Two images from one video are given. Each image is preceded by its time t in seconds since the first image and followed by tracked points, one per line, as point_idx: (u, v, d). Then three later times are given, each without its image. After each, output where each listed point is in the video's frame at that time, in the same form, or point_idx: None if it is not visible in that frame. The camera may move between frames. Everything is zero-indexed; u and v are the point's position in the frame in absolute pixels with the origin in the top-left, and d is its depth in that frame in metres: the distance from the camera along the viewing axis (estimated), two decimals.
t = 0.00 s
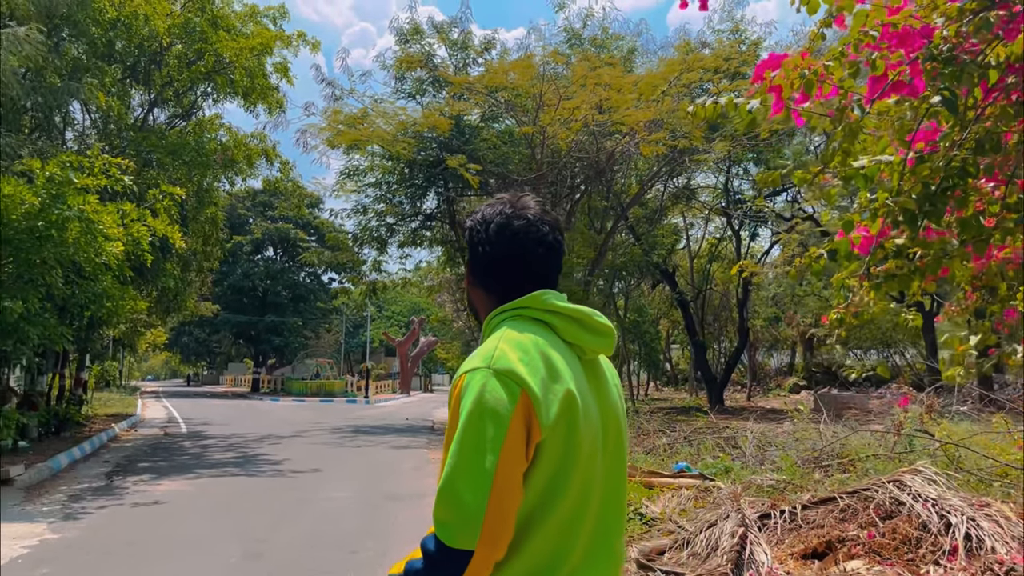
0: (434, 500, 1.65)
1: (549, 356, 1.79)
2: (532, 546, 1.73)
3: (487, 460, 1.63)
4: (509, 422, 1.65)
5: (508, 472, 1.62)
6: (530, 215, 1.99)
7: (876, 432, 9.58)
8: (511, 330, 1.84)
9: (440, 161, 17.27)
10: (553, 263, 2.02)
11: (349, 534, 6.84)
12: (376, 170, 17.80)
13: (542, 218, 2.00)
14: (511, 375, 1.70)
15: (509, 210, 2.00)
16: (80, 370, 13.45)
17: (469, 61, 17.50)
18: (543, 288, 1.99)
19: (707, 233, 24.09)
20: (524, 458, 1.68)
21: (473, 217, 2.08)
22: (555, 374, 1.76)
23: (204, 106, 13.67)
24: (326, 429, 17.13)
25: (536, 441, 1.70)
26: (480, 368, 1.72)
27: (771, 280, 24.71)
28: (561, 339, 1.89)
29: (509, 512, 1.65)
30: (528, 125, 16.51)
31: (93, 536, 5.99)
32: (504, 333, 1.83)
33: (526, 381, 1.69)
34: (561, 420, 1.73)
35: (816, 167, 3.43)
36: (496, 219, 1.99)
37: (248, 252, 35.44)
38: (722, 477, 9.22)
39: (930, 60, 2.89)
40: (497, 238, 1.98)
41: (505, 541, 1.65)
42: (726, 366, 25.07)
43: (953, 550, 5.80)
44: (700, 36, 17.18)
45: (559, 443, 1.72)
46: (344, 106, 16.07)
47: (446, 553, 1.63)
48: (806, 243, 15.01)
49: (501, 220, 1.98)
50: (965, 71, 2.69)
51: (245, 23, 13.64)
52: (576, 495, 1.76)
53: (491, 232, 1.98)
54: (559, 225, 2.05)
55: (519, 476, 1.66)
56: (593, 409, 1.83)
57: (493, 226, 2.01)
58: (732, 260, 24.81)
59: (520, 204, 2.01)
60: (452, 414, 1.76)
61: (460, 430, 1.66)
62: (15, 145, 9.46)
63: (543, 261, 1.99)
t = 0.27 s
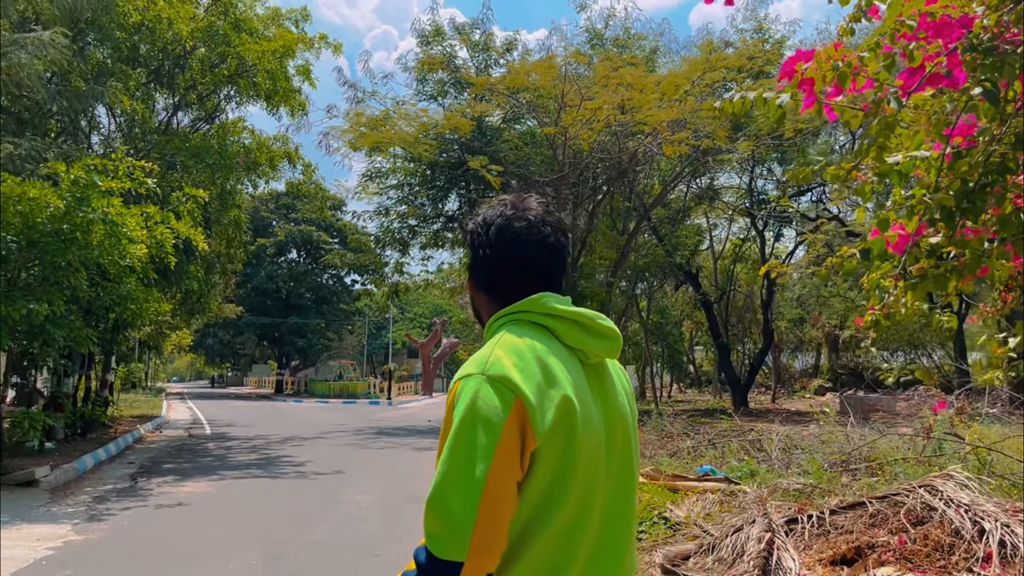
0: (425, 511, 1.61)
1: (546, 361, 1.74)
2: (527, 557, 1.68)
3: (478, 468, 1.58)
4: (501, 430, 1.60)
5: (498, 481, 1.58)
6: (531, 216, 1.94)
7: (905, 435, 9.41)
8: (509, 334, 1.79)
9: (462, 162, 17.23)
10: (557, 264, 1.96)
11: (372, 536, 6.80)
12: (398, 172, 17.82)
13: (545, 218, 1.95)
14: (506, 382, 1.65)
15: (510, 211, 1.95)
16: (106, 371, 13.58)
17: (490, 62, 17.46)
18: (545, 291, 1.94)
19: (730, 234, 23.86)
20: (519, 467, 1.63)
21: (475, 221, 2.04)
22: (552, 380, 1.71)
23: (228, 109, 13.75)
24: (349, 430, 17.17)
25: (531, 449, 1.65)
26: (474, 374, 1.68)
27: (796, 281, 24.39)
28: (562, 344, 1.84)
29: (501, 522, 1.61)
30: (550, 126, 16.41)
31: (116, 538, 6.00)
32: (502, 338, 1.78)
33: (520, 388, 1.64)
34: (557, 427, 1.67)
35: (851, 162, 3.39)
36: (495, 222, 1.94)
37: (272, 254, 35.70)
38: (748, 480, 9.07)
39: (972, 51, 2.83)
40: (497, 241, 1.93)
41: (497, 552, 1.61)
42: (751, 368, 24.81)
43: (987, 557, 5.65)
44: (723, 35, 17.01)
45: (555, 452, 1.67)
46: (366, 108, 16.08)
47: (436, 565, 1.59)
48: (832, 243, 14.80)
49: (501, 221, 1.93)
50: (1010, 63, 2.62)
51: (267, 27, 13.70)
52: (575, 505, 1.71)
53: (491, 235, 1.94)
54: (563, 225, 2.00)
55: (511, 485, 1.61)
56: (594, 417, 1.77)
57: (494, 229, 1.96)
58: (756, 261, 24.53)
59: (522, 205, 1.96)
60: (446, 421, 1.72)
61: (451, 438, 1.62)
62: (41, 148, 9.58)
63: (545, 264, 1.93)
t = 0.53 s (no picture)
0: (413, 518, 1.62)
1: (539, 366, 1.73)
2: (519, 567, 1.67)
3: (463, 476, 1.59)
4: (487, 437, 1.61)
5: (483, 488, 1.59)
6: (531, 216, 1.93)
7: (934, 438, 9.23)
8: (503, 339, 1.78)
9: (484, 164, 17.18)
10: (557, 264, 1.95)
11: (394, 538, 6.76)
12: (420, 174, 17.83)
13: (545, 218, 1.94)
14: (493, 388, 1.65)
15: (509, 211, 1.94)
16: (132, 373, 13.70)
17: (512, 63, 17.43)
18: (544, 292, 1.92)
19: (754, 235, 23.62)
20: (506, 474, 1.63)
21: (475, 222, 2.03)
22: (543, 385, 1.70)
23: (251, 112, 13.85)
24: (372, 432, 17.20)
25: (519, 456, 1.64)
26: (464, 380, 1.68)
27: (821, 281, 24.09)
28: (559, 347, 1.82)
29: (488, 530, 1.61)
30: (572, 127, 16.28)
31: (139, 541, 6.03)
32: (495, 343, 1.78)
33: (507, 394, 1.64)
34: (547, 434, 1.66)
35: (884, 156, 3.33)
36: (494, 223, 1.93)
37: (295, 256, 35.96)
38: (774, 484, 8.93)
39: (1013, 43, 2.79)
40: (496, 242, 1.92)
41: (486, 559, 1.61)
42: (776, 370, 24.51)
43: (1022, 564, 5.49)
44: (746, 34, 16.82)
45: (545, 458, 1.66)
46: (388, 110, 16.09)
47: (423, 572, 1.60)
48: (858, 244, 14.57)
49: (500, 222, 1.92)
50: None
51: (290, 29, 13.79)
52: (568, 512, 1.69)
53: (490, 235, 1.92)
54: (563, 223, 1.98)
55: (499, 492, 1.61)
56: (590, 423, 1.75)
57: (493, 229, 1.95)
58: (781, 262, 24.26)
59: (520, 204, 1.95)
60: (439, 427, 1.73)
61: (437, 445, 1.63)
62: (67, 151, 9.71)
63: (544, 264, 1.91)
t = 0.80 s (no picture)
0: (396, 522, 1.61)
1: (529, 368, 1.68)
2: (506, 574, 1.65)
3: (444, 481, 1.57)
4: (469, 442, 1.58)
5: (464, 494, 1.56)
6: (529, 214, 1.88)
7: (965, 440, 9.03)
8: (495, 339, 1.74)
9: (506, 164, 17.11)
10: (557, 261, 1.90)
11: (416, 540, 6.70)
12: (441, 175, 17.80)
13: (545, 213, 1.89)
14: (478, 391, 1.62)
15: (508, 208, 1.89)
16: (156, 375, 13.79)
17: (534, 63, 17.38)
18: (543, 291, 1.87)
19: (779, 235, 23.36)
20: (491, 479, 1.60)
21: (475, 220, 1.98)
22: (531, 388, 1.65)
23: (273, 114, 13.90)
24: (393, 433, 17.18)
25: (504, 461, 1.60)
26: (451, 382, 1.66)
27: (847, 282, 23.76)
28: (554, 347, 1.77)
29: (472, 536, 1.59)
30: (594, 127, 16.18)
31: (161, 542, 6.04)
32: (487, 343, 1.74)
33: (491, 398, 1.61)
34: (534, 439, 1.62)
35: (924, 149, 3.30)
36: (491, 220, 1.88)
37: (318, 258, 36.15)
38: (800, 487, 8.76)
39: None
40: (493, 241, 1.87)
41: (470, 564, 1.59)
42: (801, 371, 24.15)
43: None
44: (770, 33, 16.62)
45: (532, 463, 1.62)
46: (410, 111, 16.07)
47: None
48: (884, 243, 14.35)
49: (498, 219, 1.87)
50: None
51: (312, 31, 13.81)
52: (558, 519, 1.66)
53: (489, 233, 1.88)
54: (565, 219, 1.93)
55: (483, 498, 1.59)
56: (582, 427, 1.70)
57: (491, 227, 1.90)
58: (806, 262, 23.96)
59: (520, 201, 1.90)
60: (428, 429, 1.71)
61: (421, 449, 1.61)
62: (92, 153, 9.81)
63: (543, 262, 1.86)
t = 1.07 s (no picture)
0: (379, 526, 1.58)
1: (519, 369, 1.62)
2: None
3: (427, 485, 1.52)
4: (453, 446, 1.53)
5: (446, 499, 1.51)
6: (528, 209, 1.80)
7: (991, 442, 8.87)
8: (486, 339, 1.69)
9: (523, 164, 16.97)
10: (557, 258, 1.82)
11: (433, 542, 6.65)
12: (459, 176, 17.73)
13: (545, 209, 1.82)
14: (464, 392, 1.56)
15: (506, 204, 1.81)
16: (175, 376, 13.85)
17: (551, 63, 17.32)
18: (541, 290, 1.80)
19: (798, 235, 23.14)
20: (476, 483, 1.55)
21: (472, 215, 1.91)
22: (520, 390, 1.59)
23: (291, 115, 13.89)
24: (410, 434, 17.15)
25: (490, 465, 1.55)
26: (438, 383, 1.60)
27: (868, 282, 23.48)
28: (547, 348, 1.71)
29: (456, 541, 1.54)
30: (611, 126, 16.08)
31: (181, 542, 6.07)
32: (477, 343, 1.68)
33: (477, 400, 1.55)
34: (520, 443, 1.56)
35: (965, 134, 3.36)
36: (489, 216, 1.80)
37: (336, 259, 36.28)
38: (822, 489, 8.62)
39: None
40: (492, 238, 1.80)
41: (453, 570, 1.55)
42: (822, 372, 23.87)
43: None
44: (789, 31, 16.45)
45: (519, 467, 1.57)
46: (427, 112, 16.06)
47: None
48: (906, 243, 14.15)
49: (495, 215, 1.80)
50: None
51: (329, 32, 13.83)
52: (545, 526, 1.60)
53: (487, 229, 1.80)
54: (567, 215, 1.85)
55: (467, 502, 1.54)
56: (573, 431, 1.64)
57: (489, 223, 1.83)
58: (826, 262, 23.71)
59: (519, 196, 1.83)
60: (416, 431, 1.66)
61: (404, 452, 1.56)
62: (111, 155, 9.93)
63: (543, 260, 1.79)
